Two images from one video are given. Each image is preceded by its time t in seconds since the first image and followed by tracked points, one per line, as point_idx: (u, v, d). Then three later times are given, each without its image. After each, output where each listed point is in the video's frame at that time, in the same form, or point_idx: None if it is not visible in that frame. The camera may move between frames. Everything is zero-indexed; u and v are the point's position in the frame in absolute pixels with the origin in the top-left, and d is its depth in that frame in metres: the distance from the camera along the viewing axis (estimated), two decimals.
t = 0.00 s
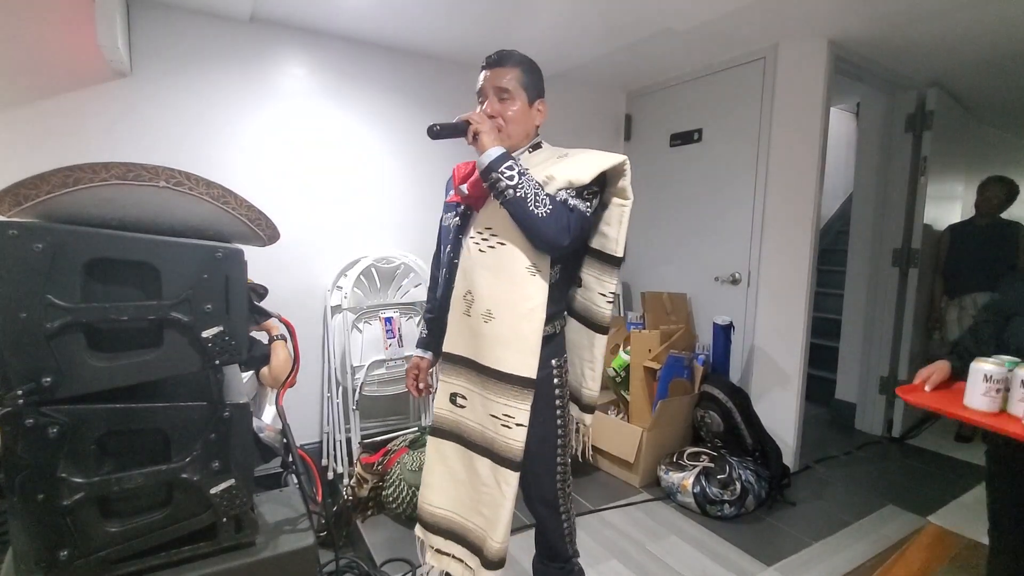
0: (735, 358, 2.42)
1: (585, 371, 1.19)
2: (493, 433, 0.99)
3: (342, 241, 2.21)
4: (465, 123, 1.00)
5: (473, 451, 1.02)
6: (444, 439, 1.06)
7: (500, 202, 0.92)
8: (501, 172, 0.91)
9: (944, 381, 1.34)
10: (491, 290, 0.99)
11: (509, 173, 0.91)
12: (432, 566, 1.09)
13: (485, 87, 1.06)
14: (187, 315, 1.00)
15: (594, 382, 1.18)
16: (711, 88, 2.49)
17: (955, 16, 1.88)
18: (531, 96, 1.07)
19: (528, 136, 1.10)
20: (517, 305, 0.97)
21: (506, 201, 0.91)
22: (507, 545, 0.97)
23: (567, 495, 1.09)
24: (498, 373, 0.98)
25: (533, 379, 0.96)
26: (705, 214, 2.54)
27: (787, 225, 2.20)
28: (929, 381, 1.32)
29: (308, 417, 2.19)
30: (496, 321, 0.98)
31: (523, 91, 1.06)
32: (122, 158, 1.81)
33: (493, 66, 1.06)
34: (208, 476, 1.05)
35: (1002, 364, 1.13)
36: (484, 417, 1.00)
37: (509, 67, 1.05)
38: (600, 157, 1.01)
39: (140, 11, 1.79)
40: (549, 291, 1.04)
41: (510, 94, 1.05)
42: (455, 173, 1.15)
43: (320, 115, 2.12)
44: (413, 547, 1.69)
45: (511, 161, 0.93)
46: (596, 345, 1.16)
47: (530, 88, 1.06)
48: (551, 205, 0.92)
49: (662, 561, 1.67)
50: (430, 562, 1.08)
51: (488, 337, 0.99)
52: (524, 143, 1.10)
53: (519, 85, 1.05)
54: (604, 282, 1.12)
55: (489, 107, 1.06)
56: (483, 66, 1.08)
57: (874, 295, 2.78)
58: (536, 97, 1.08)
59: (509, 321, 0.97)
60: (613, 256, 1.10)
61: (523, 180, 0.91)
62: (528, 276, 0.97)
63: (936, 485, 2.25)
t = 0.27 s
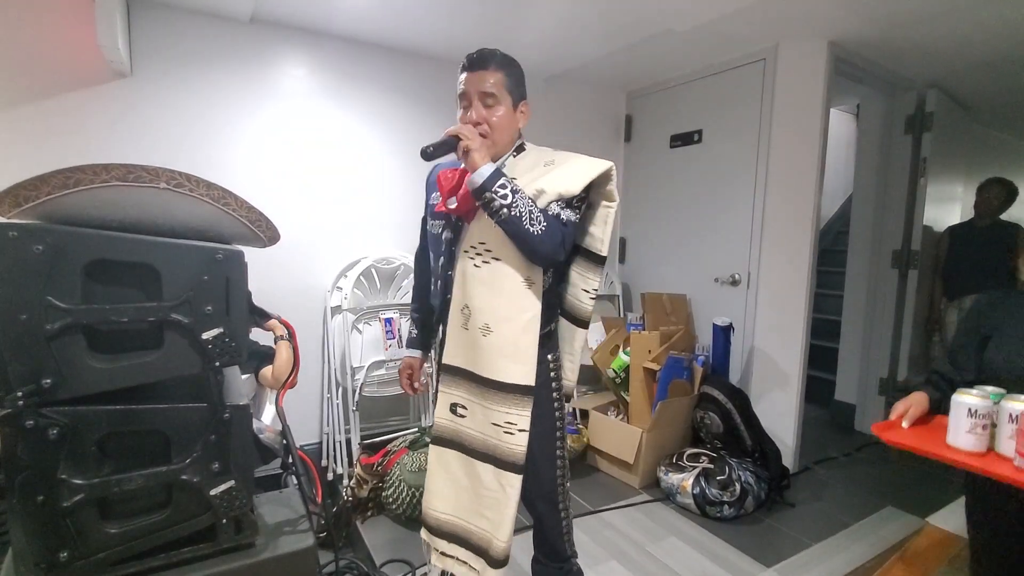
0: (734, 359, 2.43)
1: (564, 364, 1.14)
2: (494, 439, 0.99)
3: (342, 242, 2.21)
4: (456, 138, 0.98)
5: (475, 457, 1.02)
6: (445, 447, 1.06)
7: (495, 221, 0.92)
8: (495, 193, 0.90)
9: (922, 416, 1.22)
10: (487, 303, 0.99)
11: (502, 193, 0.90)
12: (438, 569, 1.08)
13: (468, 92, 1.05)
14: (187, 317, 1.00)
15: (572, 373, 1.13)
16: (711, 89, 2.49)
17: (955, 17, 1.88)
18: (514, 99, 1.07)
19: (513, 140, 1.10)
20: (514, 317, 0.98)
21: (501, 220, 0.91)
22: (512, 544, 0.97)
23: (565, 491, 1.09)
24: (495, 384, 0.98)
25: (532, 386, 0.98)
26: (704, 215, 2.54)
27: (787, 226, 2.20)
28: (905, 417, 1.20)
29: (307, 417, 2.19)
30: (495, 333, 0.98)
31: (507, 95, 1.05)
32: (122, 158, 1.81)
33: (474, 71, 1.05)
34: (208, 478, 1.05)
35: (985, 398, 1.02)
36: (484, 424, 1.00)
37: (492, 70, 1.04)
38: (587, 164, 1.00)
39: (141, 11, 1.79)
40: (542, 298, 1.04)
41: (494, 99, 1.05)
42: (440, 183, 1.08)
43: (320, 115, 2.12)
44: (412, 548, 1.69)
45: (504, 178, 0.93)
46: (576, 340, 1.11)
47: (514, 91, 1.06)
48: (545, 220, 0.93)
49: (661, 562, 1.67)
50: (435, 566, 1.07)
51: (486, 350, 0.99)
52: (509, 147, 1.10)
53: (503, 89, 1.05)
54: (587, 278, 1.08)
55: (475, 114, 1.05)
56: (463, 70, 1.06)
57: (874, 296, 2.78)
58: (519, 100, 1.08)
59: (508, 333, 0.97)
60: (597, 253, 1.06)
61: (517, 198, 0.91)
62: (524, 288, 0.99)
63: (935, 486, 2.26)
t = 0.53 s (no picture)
0: (735, 359, 2.42)
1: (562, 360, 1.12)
2: (503, 434, 0.99)
3: (342, 242, 2.21)
4: (458, 139, 0.96)
5: (483, 451, 1.01)
6: (451, 446, 1.03)
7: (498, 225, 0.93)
8: (499, 197, 0.91)
9: (898, 440, 1.06)
10: (490, 303, 0.99)
11: (506, 196, 0.91)
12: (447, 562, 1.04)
13: (465, 94, 1.04)
14: (188, 316, 1.00)
15: (571, 366, 1.12)
16: (712, 90, 2.49)
17: (956, 17, 1.88)
18: (511, 101, 1.07)
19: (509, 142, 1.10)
20: (517, 317, 0.98)
21: (505, 225, 0.91)
22: (525, 526, 0.98)
23: (565, 483, 1.09)
24: (504, 381, 0.98)
25: (538, 381, 0.99)
26: (705, 215, 2.54)
27: (788, 226, 2.20)
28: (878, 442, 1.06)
29: (308, 417, 2.19)
30: (501, 333, 0.98)
31: (504, 97, 1.05)
32: (123, 158, 1.81)
33: (471, 72, 1.04)
34: (209, 477, 1.05)
35: (960, 425, 0.89)
36: (493, 420, 1.00)
37: (488, 71, 1.04)
38: (584, 166, 1.02)
39: (142, 11, 1.79)
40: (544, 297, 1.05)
41: (492, 102, 1.04)
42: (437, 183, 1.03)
43: (321, 115, 2.12)
44: (413, 548, 1.69)
45: (506, 181, 0.93)
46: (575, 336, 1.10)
47: (511, 93, 1.07)
48: (547, 222, 0.95)
49: (662, 562, 1.67)
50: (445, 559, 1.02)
51: (492, 350, 0.99)
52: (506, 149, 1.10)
53: (501, 91, 1.05)
54: (583, 274, 1.08)
55: (473, 117, 1.04)
56: (459, 72, 1.06)
57: (875, 295, 2.78)
58: (515, 102, 1.08)
59: (514, 332, 0.98)
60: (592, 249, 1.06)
61: (520, 202, 0.92)
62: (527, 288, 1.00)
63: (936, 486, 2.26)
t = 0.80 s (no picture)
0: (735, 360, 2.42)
1: (574, 365, 1.12)
2: (504, 429, 0.99)
3: (343, 241, 2.21)
4: (477, 131, 0.99)
5: (483, 443, 1.02)
6: (453, 434, 1.05)
7: (512, 214, 0.94)
8: (513, 185, 0.92)
9: (857, 464, 1.00)
10: (497, 294, 0.99)
11: (520, 185, 0.92)
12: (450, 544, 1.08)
13: (484, 91, 1.04)
14: (190, 314, 1.00)
15: (584, 374, 1.11)
16: (713, 89, 2.49)
17: (957, 16, 1.88)
18: (527, 99, 1.08)
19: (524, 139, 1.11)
20: (525, 310, 0.98)
21: (518, 213, 0.93)
22: (522, 523, 0.98)
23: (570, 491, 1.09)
24: (507, 375, 0.98)
25: (541, 380, 0.97)
26: (706, 215, 2.54)
27: (789, 226, 2.20)
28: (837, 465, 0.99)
29: (309, 417, 2.19)
30: (506, 326, 0.98)
31: (522, 95, 1.06)
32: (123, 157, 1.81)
33: (490, 70, 1.04)
34: (211, 476, 1.05)
35: (917, 454, 0.84)
36: (494, 414, 1.00)
37: (507, 70, 1.04)
38: (599, 162, 1.03)
39: (142, 10, 1.79)
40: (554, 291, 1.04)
41: (510, 100, 1.05)
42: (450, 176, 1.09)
43: (322, 115, 2.12)
44: (414, 548, 1.69)
45: (521, 172, 0.94)
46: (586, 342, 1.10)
47: (528, 92, 1.07)
48: (561, 215, 0.95)
49: (663, 562, 1.67)
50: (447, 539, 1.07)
51: (496, 342, 0.99)
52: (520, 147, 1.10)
53: (518, 90, 1.05)
54: (596, 278, 1.09)
55: (492, 114, 1.04)
56: (478, 68, 1.05)
57: (875, 295, 2.77)
58: (531, 100, 1.09)
59: (520, 327, 0.97)
60: (605, 252, 1.07)
61: (534, 192, 0.93)
62: (536, 281, 0.99)
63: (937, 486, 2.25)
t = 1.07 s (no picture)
0: (734, 360, 2.42)
1: (577, 370, 1.13)
2: (504, 436, 0.98)
3: (341, 241, 2.21)
4: (490, 129, 0.99)
5: (480, 452, 1.01)
6: (453, 441, 1.06)
7: (524, 212, 0.94)
8: (527, 183, 0.92)
9: (792, 497, 0.85)
10: (505, 292, 0.98)
11: (534, 184, 0.92)
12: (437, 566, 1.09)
13: (496, 90, 1.05)
14: (187, 316, 1.00)
15: (586, 381, 1.12)
16: (712, 89, 2.48)
17: (957, 15, 1.87)
18: (539, 100, 1.08)
19: (534, 140, 1.10)
20: (532, 309, 0.98)
21: (531, 212, 0.93)
22: (512, 548, 0.97)
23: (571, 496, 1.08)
24: (510, 375, 0.97)
25: (545, 382, 0.97)
26: (705, 214, 2.54)
27: (788, 226, 2.19)
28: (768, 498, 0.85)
29: (308, 417, 2.19)
30: (512, 324, 0.97)
31: (534, 96, 1.06)
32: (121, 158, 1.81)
33: (503, 69, 1.05)
34: (208, 478, 1.05)
35: (846, 502, 0.70)
36: (494, 419, 1.00)
37: (519, 69, 1.05)
38: (610, 163, 1.03)
39: (140, 11, 1.78)
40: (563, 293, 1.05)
41: (522, 99, 1.05)
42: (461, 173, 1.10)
43: (320, 115, 2.11)
44: (413, 549, 1.69)
45: (535, 171, 0.94)
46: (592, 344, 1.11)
47: (539, 93, 1.08)
48: (573, 215, 0.96)
49: (663, 563, 1.67)
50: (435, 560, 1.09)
51: (501, 340, 0.98)
52: (530, 147, 1.10)
53: (530, 90, 1.05)
54: (602, 282, 1.09)
55: (504, 111, 1.04)
56: (491, 68, 1.06)
57: (875, 295, 2.77)
58: (543, 102, 1.09)
59: (527, 327, 0.97)
60: (613, 255, 1.07)
61: (547, 191, 0.93)
62: (546, 280, 0.99)
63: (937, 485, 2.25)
